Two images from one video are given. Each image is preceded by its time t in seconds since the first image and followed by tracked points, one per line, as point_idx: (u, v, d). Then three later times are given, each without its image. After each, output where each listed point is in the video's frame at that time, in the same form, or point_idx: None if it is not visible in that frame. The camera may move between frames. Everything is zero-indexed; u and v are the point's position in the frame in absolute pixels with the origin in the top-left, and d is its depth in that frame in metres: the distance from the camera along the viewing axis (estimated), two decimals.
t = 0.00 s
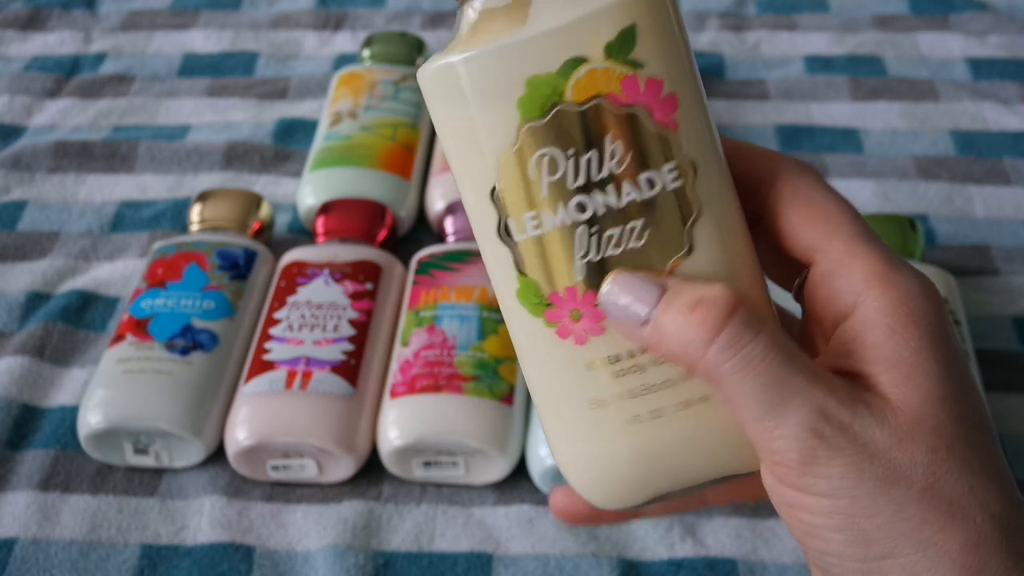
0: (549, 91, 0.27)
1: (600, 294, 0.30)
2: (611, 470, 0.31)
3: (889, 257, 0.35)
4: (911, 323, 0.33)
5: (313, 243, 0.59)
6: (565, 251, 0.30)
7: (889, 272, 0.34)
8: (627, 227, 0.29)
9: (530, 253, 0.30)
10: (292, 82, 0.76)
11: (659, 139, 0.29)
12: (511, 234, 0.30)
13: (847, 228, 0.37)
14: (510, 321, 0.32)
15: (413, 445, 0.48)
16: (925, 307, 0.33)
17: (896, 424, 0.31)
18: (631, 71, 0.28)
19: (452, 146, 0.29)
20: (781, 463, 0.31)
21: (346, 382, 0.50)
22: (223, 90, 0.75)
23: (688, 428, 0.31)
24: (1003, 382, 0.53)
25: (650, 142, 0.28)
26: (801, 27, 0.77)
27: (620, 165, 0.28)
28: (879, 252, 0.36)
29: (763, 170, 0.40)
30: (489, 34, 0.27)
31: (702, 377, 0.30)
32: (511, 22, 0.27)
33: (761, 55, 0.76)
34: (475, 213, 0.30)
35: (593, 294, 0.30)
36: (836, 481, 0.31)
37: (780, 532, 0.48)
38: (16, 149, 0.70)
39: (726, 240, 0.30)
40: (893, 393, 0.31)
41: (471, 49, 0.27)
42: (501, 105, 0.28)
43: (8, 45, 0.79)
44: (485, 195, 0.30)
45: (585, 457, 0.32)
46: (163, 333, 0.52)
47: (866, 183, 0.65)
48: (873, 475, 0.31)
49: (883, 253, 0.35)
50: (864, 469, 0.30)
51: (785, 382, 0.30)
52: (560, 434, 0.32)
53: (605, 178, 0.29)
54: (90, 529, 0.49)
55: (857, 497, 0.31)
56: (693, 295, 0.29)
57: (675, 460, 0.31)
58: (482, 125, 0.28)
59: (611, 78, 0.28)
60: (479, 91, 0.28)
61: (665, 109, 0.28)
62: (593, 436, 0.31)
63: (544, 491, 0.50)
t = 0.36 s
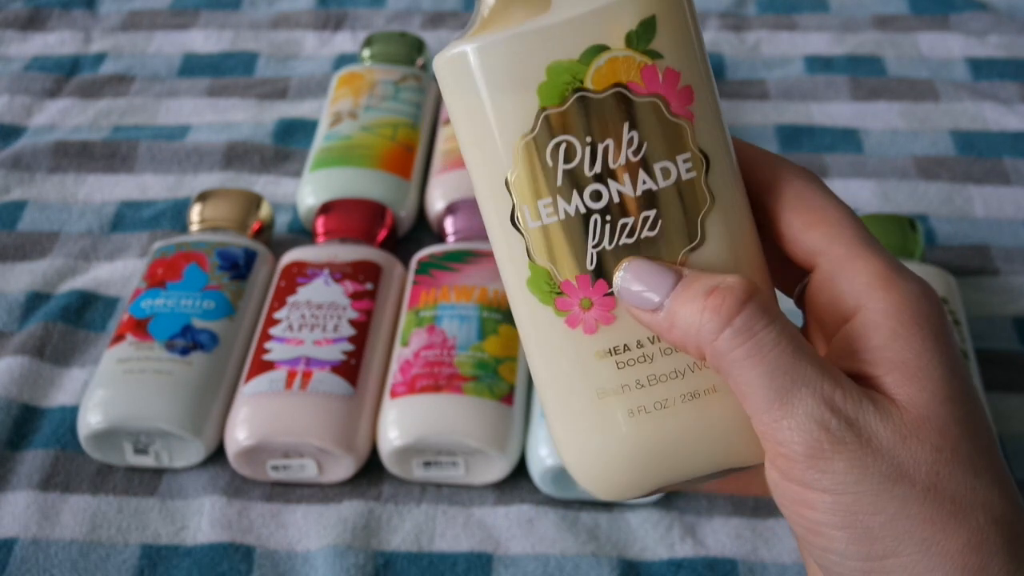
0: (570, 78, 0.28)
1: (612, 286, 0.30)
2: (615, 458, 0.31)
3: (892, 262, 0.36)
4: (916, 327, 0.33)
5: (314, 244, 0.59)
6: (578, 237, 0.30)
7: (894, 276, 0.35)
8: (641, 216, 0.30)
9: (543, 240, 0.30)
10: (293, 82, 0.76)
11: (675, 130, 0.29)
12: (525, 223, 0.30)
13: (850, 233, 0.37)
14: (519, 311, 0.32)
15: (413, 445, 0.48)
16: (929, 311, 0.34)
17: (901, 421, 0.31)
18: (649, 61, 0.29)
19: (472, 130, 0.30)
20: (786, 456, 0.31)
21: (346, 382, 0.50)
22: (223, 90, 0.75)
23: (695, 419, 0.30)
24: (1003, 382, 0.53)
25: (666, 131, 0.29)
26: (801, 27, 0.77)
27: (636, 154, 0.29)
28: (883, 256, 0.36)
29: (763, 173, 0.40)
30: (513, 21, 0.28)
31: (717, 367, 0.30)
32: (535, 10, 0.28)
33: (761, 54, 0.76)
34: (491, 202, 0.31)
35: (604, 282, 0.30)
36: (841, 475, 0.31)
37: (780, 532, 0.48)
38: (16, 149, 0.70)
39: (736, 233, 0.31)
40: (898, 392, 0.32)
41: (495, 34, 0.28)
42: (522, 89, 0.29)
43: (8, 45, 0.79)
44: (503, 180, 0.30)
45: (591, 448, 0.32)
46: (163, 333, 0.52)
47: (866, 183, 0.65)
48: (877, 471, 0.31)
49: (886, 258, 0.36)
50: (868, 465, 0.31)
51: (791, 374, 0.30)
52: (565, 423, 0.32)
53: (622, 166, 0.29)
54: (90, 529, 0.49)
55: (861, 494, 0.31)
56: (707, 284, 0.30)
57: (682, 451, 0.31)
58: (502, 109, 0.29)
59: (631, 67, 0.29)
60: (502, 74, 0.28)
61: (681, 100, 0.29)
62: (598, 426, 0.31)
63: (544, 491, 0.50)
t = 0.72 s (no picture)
0: (571, 98, 0.28)
1: (612, 284, 0.30)
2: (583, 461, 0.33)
3: (915, 261, 0.35)
4: (934, 325, 0.32)
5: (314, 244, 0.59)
6: (569, 254, 0.30)
7: (916, 275, 0.34)
8: (633, 236, 0.30)
9: (533, 252, 0.31)
10: (293, 82, 0.76)
11: (673, 154, 0.29)
12: (519, 232, 0.31)
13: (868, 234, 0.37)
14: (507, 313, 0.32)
15: (413, 445, 0.48)
16: (950, 311, 0.33)
17: (906, 424, 0.31)
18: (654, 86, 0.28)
19: (472, 141, 0.30)
20: (789, 459, 0.32)
21: (346, 382, 0.50)
22: (223, 90, 0.75)
23: (669, 434, 0.32)
24: (1003, 382, 0.53)
25: (664, 155, 0.29)
26: (802, 27, 0.77)
27: (632, 176, 0.29)
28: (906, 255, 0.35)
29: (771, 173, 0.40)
30: (520, 36, 0.28)
31: (710, 377, 0.31)
32: (543, 27, 0.28)
33: (761, 55, 0.76)
34: (487, 212, 0.31)
35: (590, 297, 0.31)
36: (841, 480, 0.32)
37: (780, 532, 0.48)
38: (16, 149, 0.70)
39: (729, 256, 0.31)
40: (907, 393, 0.32)
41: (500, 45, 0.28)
42: (523, 105, 0.28)
43: (8, 45, 0.79)
44: (500, 193, 0.30)
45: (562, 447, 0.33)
46: (163, 333, 0.52)
47: (866, 182, 0.65)
48: (878, 475, 0.31)
49: (908, 258, 0.35)
50: (870, 469, 0.31)
51: (784, 386, 0.30)
52: (540, 421, 0.33)
53: (616, 188, 0.29)
54: (90, 529, 0.49)
55: (863, 496, 0.32)
56: (699, 299, 0.30)
57: (652, 463, 0.32)
58: (504, 121, 0.29)
59: (633, 91, 0.28)
60: (504, 90, 0.28)
61: (682, 125, 0.29)
62: (572, 431, 0.32)
63: (545, 491, 0.50)
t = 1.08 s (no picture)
0: (534, 82, 0.30)
1: (616, 261, 0.31)
2: (634, 459, 0.33)
3: (915, 255, 0.36)
4: (930, 322, 0.33)
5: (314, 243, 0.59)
6: (569, 240, 0.31)
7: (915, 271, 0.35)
8: (626, 208, 0.31)
9: (532, 248, 0.32)
10: (293, 82, 0.76)
11: (646, 117, 0.31)
12: (513, 235, 0.32)
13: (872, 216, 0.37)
14: (517, 324, 0.33)
15: (413, 446, 0.48)
16: (949, 307, 0.34)
17: (903, 421, 0.32)
18: (610, 55, 0.30)
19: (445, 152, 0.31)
20: (785, 454, 0.33)
21: (346, 382, 0.50)
22: (223, 90, 0.75)
23: (710, 412, 0.32)
24: (1003, 383, 0.53)
25: (637, 122, 0.31)
26: (802, 27, 0.77)
27: (611, 148, 0.31)
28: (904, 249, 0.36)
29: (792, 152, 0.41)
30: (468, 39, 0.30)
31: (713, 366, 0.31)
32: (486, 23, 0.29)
33: (761, 54, 0.76)
34: (476, 222, 0.32)
35: (598, 280, 0.32)
36: (837, 475, 0.32)
37: (780, 532, 0.48)
38: (16, 149, 0.70)
39: (720, 212, 0.33)
40: (905, 389, 0.32)
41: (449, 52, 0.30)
42: (488, 103, 0.30)
43: (8, 45, 0.79)
44: (483, 199, 0.31)
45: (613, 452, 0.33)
46: (163, 334, 0.52)
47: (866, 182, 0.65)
48: (874, 471, 0.32)
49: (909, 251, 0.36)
50: (866, 464, 0.32)
51: (787, 376, 0.31)
52: (581, 431, 0.33)
53: (599, 162, 0.31)
54: (90, 529, 0.49)
55: (859, 493, 0.32)
56: (708, 281, 0.30)
57: (704, 448, 0.32)
58: (474, 126, 0.30)
59: (592, 64, 0.30)
60: (466, 93, 0.30)
61: (647, 88, 0.31)
62: (620, 430, 0.32)
63: (545, 491, 0.50)
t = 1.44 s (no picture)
0: (559, 58, 0.30)
1: (638, 238, 0.31)
2: (653, 439, 0.32)
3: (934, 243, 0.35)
4: (949, 309, 0.33)
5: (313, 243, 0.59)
6: (591, 217, 0.32)
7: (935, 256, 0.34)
8: (649, 186, 0.31)
9: (553, 225, 0.32)
10: (293, 82, 0.76)
11: (670, 96, 0.31)
12: (535, 210, 0.32)
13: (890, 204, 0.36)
14: (538, 301, 0.33)
15: (413, 445, 0.48)
16: (968, 296, 0.33)
17: (921, 407, 0.31)
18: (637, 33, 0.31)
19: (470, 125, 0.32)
20: (800, 436, 0.32)
21: (346, 382, 0.50)
22: (223, 90, 0.75)
23: (730, 391, 0.32)
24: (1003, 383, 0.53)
25: (662, 100, 0.31)
26: (801, 27, 0.77)
27: (635, 125, 0.31)
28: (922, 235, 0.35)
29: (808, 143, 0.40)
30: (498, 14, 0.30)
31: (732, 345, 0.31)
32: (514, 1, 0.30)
33: (761, 54, 0.76)
34: (499, 199, 0.32)
35: (618, 259, 0.32)
36: (853, 458, 0.32)
37: (780, 533, 0.48)
38: (16, 149, 0.70)
39: (744, 195, 0.33)
40: (923, 374, 0.32)
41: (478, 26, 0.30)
42: (515, 77, 0.30)
43: (8, 45, 0.79)
44: (506, 173, 0.32)
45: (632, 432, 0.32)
46: (163, 333, 0.52)
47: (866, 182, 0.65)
48: (891, 456, 0.31)
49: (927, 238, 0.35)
50: (883, 449, 0.31)
51: (807, 359, 0.30)
52: (599, 410, 0.33)
53: (623, 140, 0.31)
54: (90, 529, 0.49)
55: (875, 476, 0.32)
56: (729, 261, 0.30)
57: (723, 428, 0.32)
58: (499, 100, 0.31)
59: (618, 40, 0.31)
60: (494, 67, 0.30)
61: (672, 66, 0.31)
62: (639, 408, 0.32)
63: (545, 491, 0.50)
